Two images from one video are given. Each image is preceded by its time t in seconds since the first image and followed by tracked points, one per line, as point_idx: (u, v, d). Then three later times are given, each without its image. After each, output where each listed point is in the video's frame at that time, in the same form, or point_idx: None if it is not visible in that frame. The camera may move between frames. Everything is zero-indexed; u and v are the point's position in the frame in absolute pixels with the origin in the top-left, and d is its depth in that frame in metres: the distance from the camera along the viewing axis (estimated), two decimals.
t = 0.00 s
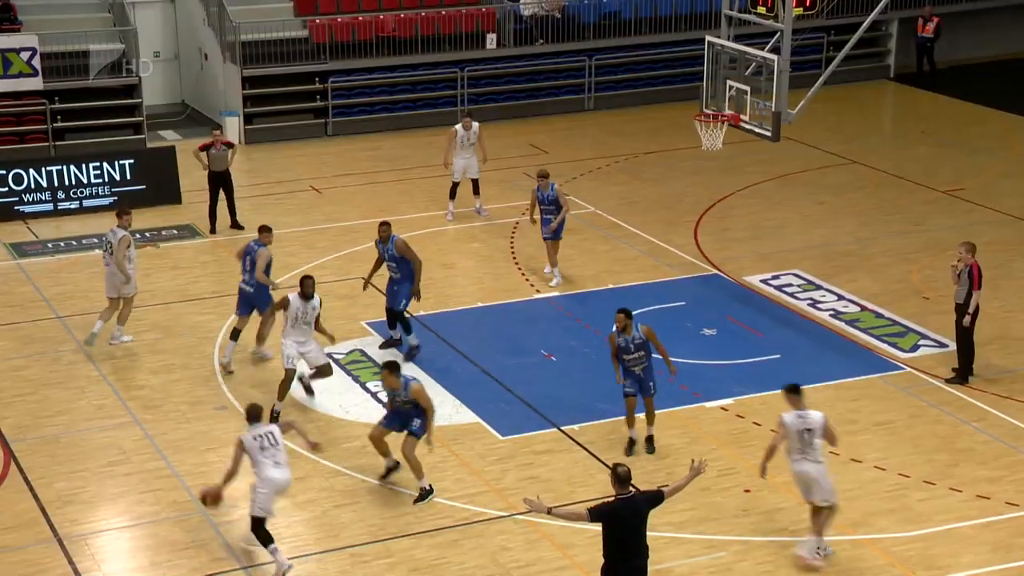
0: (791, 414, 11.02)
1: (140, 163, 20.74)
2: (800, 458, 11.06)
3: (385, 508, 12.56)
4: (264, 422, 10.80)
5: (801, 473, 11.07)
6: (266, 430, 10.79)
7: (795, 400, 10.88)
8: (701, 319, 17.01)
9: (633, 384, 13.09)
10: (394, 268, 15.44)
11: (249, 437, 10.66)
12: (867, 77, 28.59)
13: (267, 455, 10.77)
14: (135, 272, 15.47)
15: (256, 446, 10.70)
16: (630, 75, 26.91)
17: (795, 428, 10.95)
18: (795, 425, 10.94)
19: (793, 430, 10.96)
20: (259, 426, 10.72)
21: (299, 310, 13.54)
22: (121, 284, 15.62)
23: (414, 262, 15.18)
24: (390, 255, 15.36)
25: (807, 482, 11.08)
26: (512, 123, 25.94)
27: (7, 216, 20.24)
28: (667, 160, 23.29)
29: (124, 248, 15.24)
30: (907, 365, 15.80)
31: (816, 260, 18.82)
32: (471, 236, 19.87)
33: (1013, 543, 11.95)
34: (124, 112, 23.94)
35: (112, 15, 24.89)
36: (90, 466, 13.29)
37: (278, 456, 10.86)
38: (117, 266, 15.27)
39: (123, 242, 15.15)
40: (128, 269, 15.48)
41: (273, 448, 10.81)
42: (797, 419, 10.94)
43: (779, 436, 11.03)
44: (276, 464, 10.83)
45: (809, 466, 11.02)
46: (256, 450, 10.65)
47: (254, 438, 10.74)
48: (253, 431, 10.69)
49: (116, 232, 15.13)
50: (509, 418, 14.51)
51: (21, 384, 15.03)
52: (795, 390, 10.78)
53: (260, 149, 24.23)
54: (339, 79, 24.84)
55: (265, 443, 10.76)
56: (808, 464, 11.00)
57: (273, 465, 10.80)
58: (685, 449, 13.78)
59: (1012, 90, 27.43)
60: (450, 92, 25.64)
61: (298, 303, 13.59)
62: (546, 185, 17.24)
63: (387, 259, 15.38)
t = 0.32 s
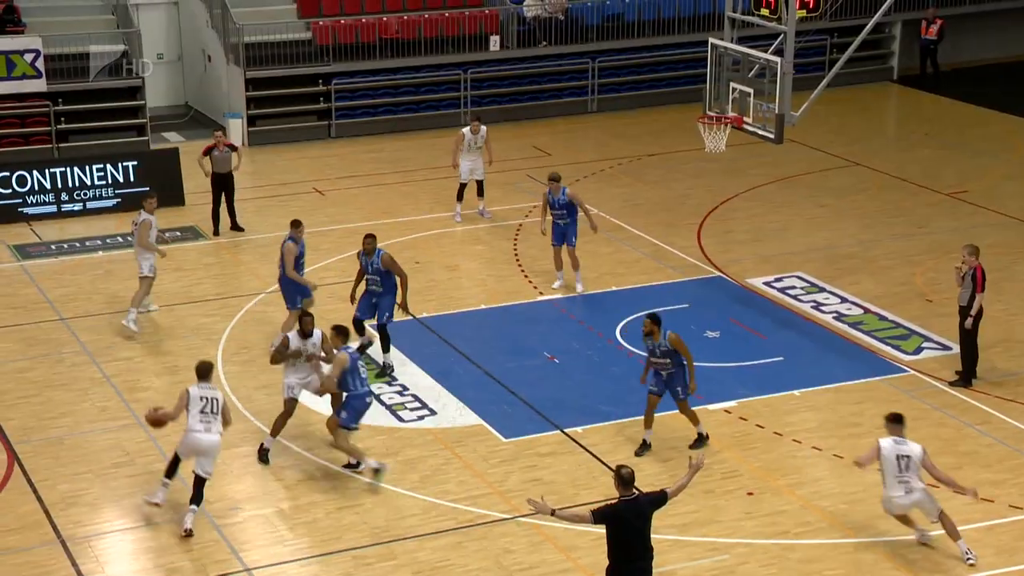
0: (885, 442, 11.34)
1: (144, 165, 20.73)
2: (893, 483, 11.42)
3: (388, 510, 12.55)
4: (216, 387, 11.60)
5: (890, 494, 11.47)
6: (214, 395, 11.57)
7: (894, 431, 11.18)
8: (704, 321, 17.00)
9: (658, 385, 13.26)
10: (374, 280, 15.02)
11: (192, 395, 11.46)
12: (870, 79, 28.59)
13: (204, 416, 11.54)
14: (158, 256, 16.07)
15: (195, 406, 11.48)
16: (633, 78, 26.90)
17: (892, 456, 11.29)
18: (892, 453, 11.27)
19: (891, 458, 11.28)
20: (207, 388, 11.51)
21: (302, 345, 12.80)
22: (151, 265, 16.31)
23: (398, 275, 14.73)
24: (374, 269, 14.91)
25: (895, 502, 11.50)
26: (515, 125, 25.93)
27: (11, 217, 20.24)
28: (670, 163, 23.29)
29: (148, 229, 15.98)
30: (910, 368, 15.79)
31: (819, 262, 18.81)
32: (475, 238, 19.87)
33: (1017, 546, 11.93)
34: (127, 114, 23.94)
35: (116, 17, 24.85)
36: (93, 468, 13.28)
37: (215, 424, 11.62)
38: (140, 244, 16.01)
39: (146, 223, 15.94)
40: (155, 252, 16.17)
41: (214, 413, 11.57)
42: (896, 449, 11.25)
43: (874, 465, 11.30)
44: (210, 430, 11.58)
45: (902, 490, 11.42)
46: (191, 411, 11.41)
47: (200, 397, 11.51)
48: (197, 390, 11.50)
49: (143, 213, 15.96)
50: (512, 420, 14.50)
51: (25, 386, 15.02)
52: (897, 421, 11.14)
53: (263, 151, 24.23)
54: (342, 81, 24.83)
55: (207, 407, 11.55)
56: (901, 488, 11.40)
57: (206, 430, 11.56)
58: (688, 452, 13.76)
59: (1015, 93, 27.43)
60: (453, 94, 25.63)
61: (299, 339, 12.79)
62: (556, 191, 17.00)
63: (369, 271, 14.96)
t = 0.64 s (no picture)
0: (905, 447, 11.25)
1: (158, 173, 20.78)
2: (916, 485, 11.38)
3: (400, 519, 12.55)
4: (198, 366, 12.60)
5: (914, 497, 11.40)
6: (192, 374, 12.60)
7: (906, 434, 11.14)
8: (716, 331, 16.98)
9: (693, 384, 13.70)
10: (371, 306, 14.74)
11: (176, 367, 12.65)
12: (883, 89, 28.55)
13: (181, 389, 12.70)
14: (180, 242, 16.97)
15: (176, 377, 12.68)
16: (646, 87, 26.88)
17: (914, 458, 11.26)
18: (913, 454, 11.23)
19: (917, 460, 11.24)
20: (186, 369, 12.56)
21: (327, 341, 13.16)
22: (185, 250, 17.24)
23: (392, 299, 14.48)
24: (370, 293, 14.64)
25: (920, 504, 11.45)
26: (528, 134, 25.95)
27: (26, 226, 20.30)
28: (683, 172, 23.28)
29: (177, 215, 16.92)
30: (924, 378, 15.74)
31: (833, 272, 18.77)
32: (488, 247, 19.86)
33: None
34: (141, 123, 24.00)
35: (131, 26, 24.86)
36: (106, 476, 13.30)
37: (190, 402, 12.70)
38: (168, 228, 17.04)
39: (176, 210, 16.89)
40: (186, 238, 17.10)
41: (187, 389, 12.65)
42: (914, 449, 11.25)
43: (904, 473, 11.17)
44: (182, 406, 12.70)
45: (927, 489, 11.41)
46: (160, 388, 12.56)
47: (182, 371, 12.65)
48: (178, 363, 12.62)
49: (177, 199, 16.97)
50: (523, 429, 14.48)
51: (40, 394, 15.05)
52: (905, 422, 11.07)
53: (276, 160, 24.27)
54: (356, 90, 24.87)
55: (184, 381, 12.65)
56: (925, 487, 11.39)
57: (181, 402, 12.72)
58: (698, 461, 13.74)
59: None
60: (466, 104, 25.65)
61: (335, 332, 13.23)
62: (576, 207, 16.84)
63: (365, 296, 14.70)
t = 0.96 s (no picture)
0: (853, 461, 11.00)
1: (163, 189, 20.84)
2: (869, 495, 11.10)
3: (403, 535, 12.54)
4: (235, 336, 13.35)
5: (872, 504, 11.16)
6: (229, 343, 13.34)
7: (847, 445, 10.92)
8: (721, 347, 16.97)
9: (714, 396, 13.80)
10: (370, 328, 14.93)
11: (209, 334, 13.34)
12: (888, 105, 28.58)
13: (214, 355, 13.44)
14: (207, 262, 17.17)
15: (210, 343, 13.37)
16: (651, 103, 26.92)
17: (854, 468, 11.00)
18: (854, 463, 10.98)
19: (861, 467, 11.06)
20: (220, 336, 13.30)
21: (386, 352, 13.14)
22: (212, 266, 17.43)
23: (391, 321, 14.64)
24: (368, 315, 14.81)
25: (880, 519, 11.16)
26: (533, 150, 26.00)
27: (30, 241, 20.34)
28: (687, 188, 23.28)
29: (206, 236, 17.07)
30: (928, 395, 15.73)
31: (837, 288, 18.77)
32: (492, 262, 19.88)
33: None
34: (147, 138, 24.06)
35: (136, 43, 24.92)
36: (110, 491, 13.30)
37: (222, 367, 13.45)
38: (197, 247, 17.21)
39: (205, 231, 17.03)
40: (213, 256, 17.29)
41: (222, 357, 13.38)
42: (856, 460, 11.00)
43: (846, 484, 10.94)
44: (215, 370, 13.46)
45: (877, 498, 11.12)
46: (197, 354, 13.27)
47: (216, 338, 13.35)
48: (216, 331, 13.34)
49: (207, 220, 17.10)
50: (528, 445, 14.47)
51: (43, 410, 15.06)
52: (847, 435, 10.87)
53: (281, 175, 24.32)
54: (362, 105, 24.90)
55: (219, 349, 13.38)
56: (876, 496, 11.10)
57: (214, 368, 13.46)
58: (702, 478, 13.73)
59: None
60: (471, 119, 25.70)
61: (404, 343, 13.16)
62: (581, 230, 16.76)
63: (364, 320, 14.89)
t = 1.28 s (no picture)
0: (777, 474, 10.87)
1: (162, 206, 20.88)
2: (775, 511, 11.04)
3: (402, 552, 12.51)
4: (244, 334, 14.16)
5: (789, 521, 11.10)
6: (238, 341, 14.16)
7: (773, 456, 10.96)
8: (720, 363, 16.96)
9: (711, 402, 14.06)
10: (420, 331, 14.78)
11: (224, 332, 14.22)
12: (885, 122, 28.65)
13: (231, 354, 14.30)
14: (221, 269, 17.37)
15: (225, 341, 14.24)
16: (649, 120, 26.97)
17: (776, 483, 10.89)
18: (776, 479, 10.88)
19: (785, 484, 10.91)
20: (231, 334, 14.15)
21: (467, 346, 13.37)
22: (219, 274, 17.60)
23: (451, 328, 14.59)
24: (424, 322, 14.72)
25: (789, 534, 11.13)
26: (531, 167, 26.04)
27: (29, 258, 20.34)
28: (686, 205, 23.30)
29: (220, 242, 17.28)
30: (927, 412, 15.72)
31: (836, 305, 18.78)
32: (491, 278, 19.89)
33: None
34: (146, 155, 24.08)
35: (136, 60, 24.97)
36: (108, 508, 13.28)
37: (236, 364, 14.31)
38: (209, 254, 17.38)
39: (219, 237, 17.26)
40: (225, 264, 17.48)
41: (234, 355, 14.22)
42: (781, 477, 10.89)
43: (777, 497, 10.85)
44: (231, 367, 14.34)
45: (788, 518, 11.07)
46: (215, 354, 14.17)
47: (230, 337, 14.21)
48: (228, 330, 14.20)
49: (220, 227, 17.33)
50: (526, 462, 14.45)
51: (41, 426, 15.05)
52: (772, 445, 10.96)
53: (280, 192, 24.34)
54: (360, 121, 24.94)
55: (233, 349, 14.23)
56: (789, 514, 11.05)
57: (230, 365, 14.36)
58: (702, 494, 13.72)
59: None
60: (469, 136, 25.73)
61: (486, 341, 13.35)
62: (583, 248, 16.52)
63: (420, 321, 14.73)
